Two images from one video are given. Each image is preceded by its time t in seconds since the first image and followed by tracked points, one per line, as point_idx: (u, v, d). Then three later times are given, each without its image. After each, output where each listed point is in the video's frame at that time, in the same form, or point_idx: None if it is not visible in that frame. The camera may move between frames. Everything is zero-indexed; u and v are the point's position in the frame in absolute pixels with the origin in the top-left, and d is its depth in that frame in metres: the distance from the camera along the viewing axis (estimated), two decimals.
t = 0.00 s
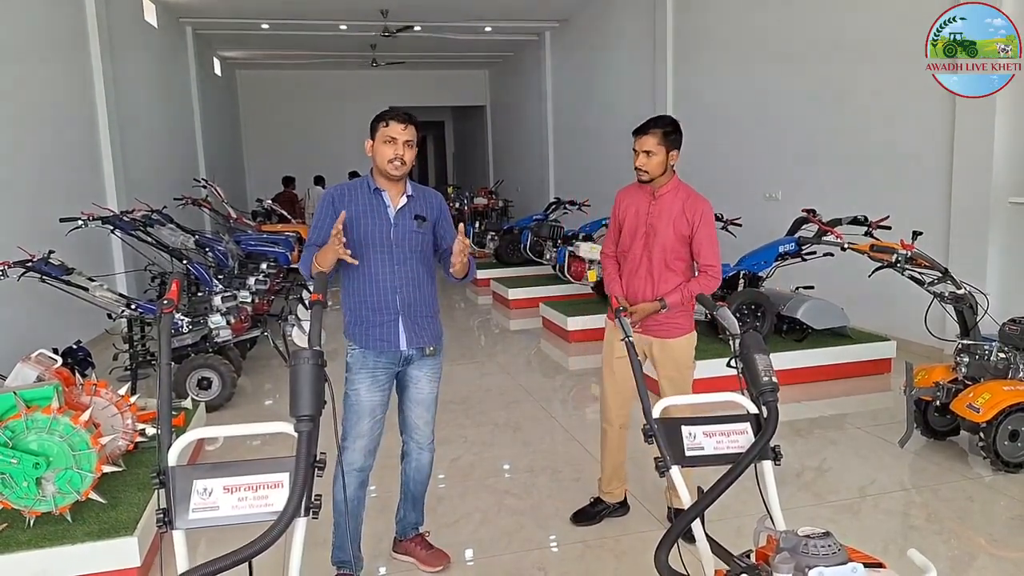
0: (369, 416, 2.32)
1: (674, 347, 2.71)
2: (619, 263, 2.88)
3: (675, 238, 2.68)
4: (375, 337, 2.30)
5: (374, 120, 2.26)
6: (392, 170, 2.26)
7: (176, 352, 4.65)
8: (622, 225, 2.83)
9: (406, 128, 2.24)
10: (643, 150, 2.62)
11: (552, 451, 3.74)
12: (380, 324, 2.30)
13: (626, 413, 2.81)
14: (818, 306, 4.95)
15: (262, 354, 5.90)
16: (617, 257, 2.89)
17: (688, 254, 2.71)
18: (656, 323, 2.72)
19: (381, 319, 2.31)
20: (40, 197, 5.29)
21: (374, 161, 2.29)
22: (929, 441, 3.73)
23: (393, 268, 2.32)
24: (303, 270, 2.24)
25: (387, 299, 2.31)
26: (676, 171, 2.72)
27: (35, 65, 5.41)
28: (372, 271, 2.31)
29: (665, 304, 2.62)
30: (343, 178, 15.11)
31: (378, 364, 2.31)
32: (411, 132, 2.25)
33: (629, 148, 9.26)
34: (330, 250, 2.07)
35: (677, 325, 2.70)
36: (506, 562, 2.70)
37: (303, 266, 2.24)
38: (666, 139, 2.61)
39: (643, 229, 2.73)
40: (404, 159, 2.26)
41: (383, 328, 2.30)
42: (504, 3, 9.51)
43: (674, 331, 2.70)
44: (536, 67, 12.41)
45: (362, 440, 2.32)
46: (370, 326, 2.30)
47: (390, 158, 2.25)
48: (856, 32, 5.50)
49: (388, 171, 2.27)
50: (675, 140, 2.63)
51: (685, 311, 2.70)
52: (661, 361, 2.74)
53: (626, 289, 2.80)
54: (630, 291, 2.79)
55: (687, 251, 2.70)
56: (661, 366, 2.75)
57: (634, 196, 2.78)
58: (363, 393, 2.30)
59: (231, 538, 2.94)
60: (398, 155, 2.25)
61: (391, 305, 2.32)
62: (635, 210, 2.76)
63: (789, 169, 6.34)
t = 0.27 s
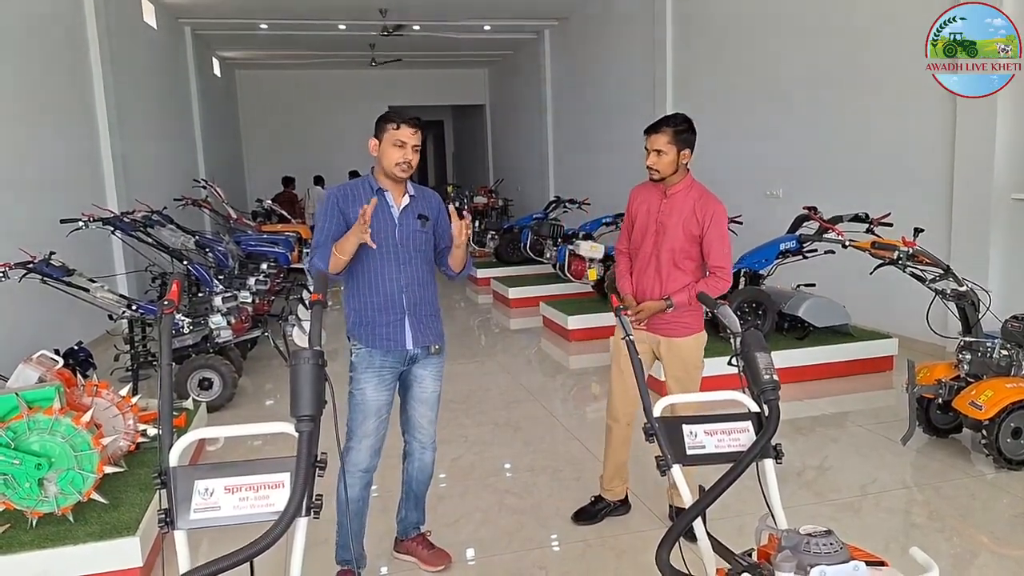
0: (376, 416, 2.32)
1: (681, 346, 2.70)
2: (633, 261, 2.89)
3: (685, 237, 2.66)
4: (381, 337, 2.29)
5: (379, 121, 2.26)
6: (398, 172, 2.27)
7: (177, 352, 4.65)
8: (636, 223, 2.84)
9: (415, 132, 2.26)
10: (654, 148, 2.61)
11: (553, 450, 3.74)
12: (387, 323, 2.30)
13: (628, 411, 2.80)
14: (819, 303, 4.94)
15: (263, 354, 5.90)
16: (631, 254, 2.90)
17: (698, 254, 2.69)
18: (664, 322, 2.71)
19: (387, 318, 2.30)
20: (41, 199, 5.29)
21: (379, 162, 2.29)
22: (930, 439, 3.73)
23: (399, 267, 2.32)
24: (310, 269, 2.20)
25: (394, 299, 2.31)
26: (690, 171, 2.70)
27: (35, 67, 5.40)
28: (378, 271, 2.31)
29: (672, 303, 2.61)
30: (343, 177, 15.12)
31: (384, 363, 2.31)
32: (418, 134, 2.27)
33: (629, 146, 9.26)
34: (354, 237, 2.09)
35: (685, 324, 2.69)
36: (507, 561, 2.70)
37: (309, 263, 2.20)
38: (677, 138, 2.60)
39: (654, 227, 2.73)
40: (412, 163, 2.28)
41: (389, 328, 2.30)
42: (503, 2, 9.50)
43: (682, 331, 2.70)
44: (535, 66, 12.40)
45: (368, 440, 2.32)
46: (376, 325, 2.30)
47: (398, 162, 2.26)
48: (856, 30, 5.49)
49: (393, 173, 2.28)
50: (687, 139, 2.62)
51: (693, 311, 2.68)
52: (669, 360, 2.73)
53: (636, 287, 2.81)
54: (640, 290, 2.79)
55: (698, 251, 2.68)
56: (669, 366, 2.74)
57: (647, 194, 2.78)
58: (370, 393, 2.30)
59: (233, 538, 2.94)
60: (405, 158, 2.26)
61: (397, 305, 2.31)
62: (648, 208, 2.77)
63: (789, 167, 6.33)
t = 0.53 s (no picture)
0: (382, 415, 2.32)
1: (685, 346, 2.70)
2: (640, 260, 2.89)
3: (690, 237, 2.66)
4: (386, 336, 2.29)
5: (385, 122, 2.24)
6: (406, 174, 2.27)
7: (176, 352, 4.65)
8: (643, 222, 2.84)
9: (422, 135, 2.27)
10: (660, 147, 2.61)
11: (552, 450, 3.74)
12: (392, 321, 2.29)
13: (626, 408, 2.80)
14: (818, 303, 4.95)
15: (262, 353, 5.90)
16: (639, 253, 2.90)
17: (705, 254, 2.68)
18: (668, 321, 2.71)
19: (392, 316, 2.29)
20: (39, 198, 5.29)
21: (385, 162, 2.28)
22: (929, 438, 3.73)
23: (403, 265, 2.32)
24: (321, 267, 2.16)
25: (398, 297, 2.31)
26: (697, 170, 2.70)
27: (33, 66, 5.39)
28: (382, 269, 2.30)
29: (676, 302, 2.61)
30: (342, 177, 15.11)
31: (389, 363, 2.31)
32: (424, 136, 2.27)
33: (629, 145, 9.26)
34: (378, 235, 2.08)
35: (689, 324, 2.69)
36: (507, 560, 2.70)
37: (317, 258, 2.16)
38: (683, 137, 2.60)
39: (660, 227, 2.73)
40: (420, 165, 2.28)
41: (394, 326, 2.29)
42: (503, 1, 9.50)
43: (686, 330, 2.69)
44: (535, 65, 12.41)
45: (375, 440, 2.31)
46: (381, 323, 2.29)
47: (407, 164, 2.26)
48: (856, 30, 5.49)
49: (399, 173, 2.28)
50: (694, 139, 2.62)
51: (697, 311, 2.68)
52: (673, 358, 2.73)
53: (642, 287, 2.81)
54: (645, 288, 2.80)
55: (704, 251, 2.68)
56: (671, 365, 2.74)
57: (655, 194, 2.78)
58: (375, 392, 2.30)
59: (232, 538, 2.94)
60: (413, 160, 2.26)
61: (402, 303, 2.31)
62: (654, 207, 2.77)
63: (788, 167, 6.33)
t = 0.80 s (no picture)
0: (385, 415, 2.32)
1: (687, 345, 2.71)
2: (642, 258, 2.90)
3: (694, 236, 2.66)
4: (389, 336, 2.29)
5: (386, 122, 2.24)
6: (409, 174, 2.28)
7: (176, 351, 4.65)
8: (646, 220, 2.85)
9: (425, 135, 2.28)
10: (667, 145, 2.62)
11: (552, 449, 3.74)
12: (395, 321, 2.29)
13: (632, 409, 2.79)
14: (818, 302, 4.95)
15: (263, 352, 5.90)
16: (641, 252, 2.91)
17: (707, 254, 2.68)
18: (670, 320, 2.71)
19: (395, 317, 2.29)
20: (40, 197, 5.29)
21: (387, 163, 2.28)
22: (929, 438, 3.74)
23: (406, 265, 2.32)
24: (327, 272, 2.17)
25: (401, 298, 2.31)
26: (701, 169, 2.70)
27: (34, 65, 5.39)
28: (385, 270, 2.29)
29: (678, 301, 2.61)
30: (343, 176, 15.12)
31: (392, 362, 2.31)
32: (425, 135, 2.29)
33: (629, 145, 9.26)
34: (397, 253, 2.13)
35: (691, 323, 2.69)
36: (507, 559, 2.71)
37: (322, 264, 2.16)
38: (689, 135, 2.60)
39: (664, 225, 2.73)
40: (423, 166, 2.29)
41: (397, 326, 2.29)
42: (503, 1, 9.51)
43: (688, 330, 2.70)
44: (535, 65, 12.42)
45: (378, 439, 2.32)
46: (384, 324, 2.29)
47: (410, 164, 2.26)
48: (856, 29, 5.49)
49: (400, 173, 2.29)
50: (700, 137, 2.62)
51: (699, 310, 2.68)
52: (675, 358, 2.74)
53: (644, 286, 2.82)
54: (648, 287, 2.80)
55: (706, 250, 2.68)
56: (673, 365, 2.75)
57: (658, 192, 2.79)
58: (378, 392, 2.30)
59: (232, 536, 2.95)
60: (416, 160, 2.26)
61: (405, 304, 2.31)
62: (657, 205, 2.77)
63: (788, 167, 6.34)
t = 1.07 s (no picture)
0: (385, 415, 2.32)
1: (687, 345, 2.71)
2: (642, 259, 2.90)
3: (695, 237, 2.66)
4: (390, 336, 2.29)
5: (388, 121, 2.25)
6: (414, 170, 2.28)
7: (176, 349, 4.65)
8: (646, 221, 2.85)
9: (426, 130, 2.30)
10: (668, 146, 2.62)
11: (552, 449, 3.74)
12: (397, 321, 2.29)
13: (632, 410, 2.79)
14: (818, 303, 4.95)
15: (263, 351, 5.90)
16: (641, 253, 2.91)
17: (708, 254, 2.68)
18: (670, 321, 2.71)
19: (397, 317, 2.29)
20: (41, 196, 5.29)
21: (392, 162, 2.28)
22: (929, 438, 3.74)
23: (408, 265, 2.32)
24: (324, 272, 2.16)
25: (402, 299, 2.31)
26: (702, 170, 2.71)
27: (34, 63, 5.39)
28: (387, 271, 2.29)
29: (679, 301, 2.61)
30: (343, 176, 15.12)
31: (394, 362, 2.31)
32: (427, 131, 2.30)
33: (630, 145, 9.26)
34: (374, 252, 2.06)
35: (692, 323, 2.69)
36: (506, 559, 2.71)
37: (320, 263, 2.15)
38: (691, 136, 2.61)
39: (665, 226, 2.73)
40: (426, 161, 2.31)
41: (398, 326, 2.29)
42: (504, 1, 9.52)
43: (688, 330, 2.70)
44: (536, 65, 12.42)
45: (378, 439, 2.32)
46: (386, 324, 2.29)
47: (415, 161, 2.27)
48: (857, 30, 5.49)
49: (404, 170, 2.29)
50: (701, 138, 2.63)
51: (700, 310, 2.68)
52: (675, 358, 2.74)
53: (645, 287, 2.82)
54: (648, 288, 2.80)
55: (707, 251, 2.68)
56: (674, 365, 2.75)
57: (659, 193, 2.79)
58: (379, 392, 2.30)
59: (232, 535, 2.95)
60: (420, 156, 2.27)
61: (406, 304, 2.31)
62: (658, 206, 2.77)
63: (789, 167, 6.34)
